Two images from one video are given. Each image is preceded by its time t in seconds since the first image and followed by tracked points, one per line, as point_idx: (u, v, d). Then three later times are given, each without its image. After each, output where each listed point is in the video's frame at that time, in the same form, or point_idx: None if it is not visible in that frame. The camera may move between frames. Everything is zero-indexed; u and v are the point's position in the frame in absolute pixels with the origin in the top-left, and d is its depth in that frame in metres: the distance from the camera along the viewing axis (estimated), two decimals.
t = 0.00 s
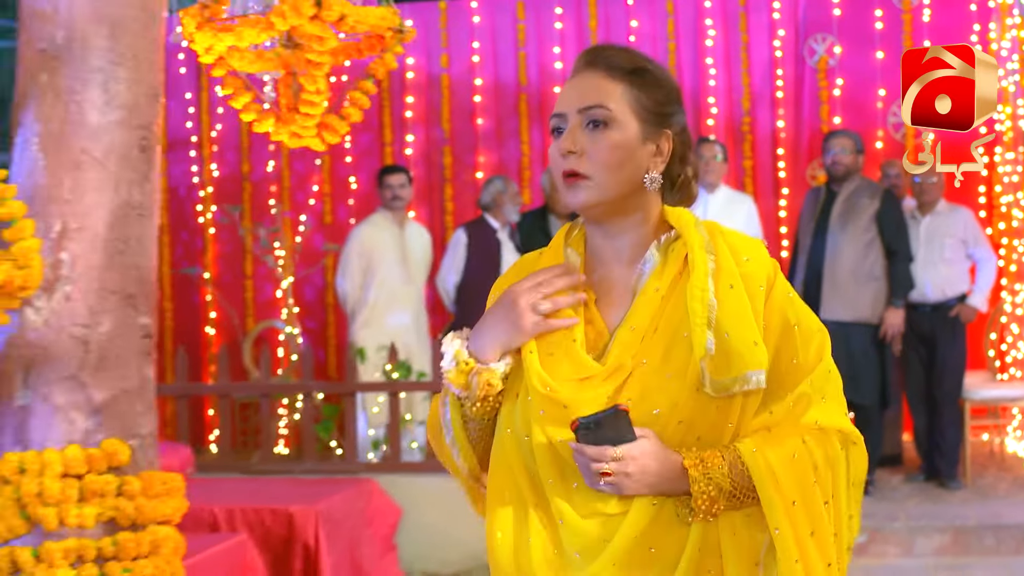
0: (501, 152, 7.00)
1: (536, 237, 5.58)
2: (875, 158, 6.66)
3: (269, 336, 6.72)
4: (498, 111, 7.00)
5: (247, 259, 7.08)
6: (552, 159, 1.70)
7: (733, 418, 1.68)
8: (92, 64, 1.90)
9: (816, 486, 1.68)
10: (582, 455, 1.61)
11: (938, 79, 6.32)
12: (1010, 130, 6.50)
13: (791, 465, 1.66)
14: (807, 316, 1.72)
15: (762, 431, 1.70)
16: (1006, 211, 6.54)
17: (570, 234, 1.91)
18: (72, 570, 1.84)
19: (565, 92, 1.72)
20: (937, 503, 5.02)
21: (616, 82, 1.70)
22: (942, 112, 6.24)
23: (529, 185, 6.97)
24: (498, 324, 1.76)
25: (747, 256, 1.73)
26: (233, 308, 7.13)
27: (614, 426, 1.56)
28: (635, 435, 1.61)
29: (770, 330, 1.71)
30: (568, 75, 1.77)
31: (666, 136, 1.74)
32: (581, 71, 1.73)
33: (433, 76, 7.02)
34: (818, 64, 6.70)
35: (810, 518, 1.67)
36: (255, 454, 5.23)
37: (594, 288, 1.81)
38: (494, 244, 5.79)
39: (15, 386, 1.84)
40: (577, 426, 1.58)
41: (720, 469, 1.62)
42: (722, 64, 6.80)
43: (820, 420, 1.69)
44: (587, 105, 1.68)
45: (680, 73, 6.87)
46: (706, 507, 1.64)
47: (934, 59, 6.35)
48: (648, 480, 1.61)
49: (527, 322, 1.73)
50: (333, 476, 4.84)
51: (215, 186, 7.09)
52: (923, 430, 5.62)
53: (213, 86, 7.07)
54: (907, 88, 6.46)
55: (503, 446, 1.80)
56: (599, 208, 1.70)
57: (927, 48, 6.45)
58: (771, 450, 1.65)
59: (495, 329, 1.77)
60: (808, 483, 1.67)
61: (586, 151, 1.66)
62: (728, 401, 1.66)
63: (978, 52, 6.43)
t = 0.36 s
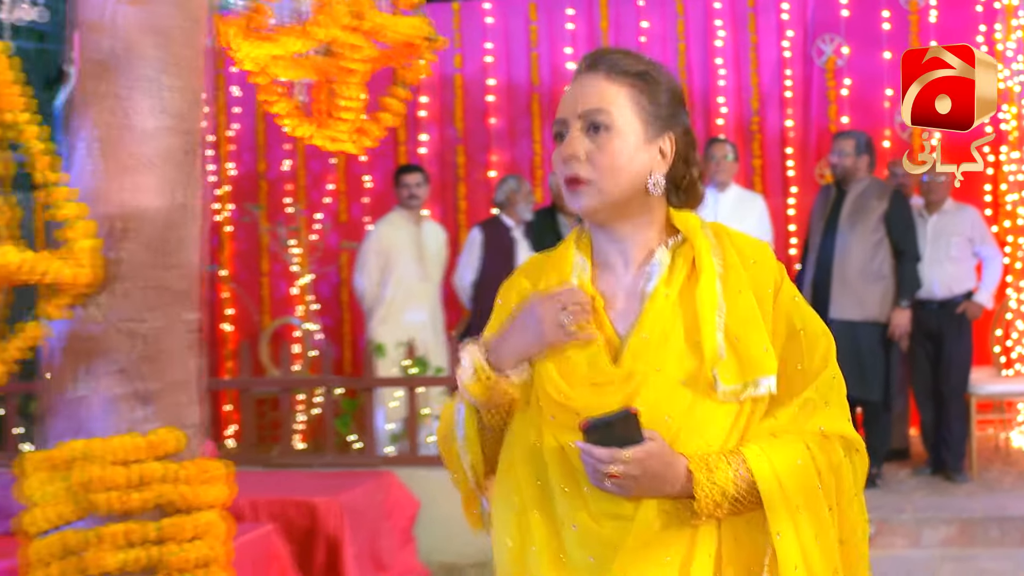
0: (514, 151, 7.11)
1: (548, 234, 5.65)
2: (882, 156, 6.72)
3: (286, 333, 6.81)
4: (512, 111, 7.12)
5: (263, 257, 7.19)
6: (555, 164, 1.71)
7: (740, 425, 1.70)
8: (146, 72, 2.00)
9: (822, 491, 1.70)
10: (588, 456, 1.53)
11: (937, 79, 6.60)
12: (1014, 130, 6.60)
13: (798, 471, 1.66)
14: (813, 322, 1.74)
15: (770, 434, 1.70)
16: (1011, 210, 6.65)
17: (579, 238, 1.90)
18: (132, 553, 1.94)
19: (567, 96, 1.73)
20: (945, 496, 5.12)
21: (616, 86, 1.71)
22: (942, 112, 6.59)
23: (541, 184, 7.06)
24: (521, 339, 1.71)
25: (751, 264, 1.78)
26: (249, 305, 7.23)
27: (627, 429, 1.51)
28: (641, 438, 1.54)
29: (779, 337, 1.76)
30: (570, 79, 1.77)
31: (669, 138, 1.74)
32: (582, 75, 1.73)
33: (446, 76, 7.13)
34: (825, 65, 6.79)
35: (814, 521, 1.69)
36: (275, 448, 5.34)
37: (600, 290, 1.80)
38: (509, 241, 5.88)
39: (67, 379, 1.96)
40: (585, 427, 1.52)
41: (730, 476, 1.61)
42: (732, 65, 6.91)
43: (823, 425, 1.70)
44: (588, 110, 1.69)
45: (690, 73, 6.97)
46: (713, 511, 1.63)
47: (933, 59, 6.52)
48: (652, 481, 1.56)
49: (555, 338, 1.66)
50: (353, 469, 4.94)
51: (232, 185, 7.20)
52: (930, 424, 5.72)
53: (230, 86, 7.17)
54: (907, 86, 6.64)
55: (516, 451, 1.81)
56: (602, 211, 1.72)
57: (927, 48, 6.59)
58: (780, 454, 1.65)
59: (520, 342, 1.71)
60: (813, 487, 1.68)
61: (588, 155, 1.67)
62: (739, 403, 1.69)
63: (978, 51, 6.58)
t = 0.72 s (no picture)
0: (530, 152, 7.22)
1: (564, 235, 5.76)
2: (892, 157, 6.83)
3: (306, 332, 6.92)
4: (526, 112, 7.21)
5: (283, 257, 7.29)
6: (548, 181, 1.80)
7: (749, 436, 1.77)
8: (191, 82, 2.11)
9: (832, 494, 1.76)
10: (608, 465, 1.66)
11: (938, 79, 6.63)
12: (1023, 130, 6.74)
13: (806, 474, 1.73)
14: (815, 334, 1.80)
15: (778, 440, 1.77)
16: (1019, 209, 6.76)
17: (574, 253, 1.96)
18: (177, 537, 2.06)
19: (559, 115, 1.82)
20: (954, 489, 5.23)
21: (606, 103, 1.80)
22: (942, 112, 6.58)
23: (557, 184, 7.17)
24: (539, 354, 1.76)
25: (746, 270, 1.81)
26: (269, 304, 7.34)
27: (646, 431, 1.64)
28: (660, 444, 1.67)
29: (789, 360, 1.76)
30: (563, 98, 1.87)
31: (662, 151, 1.83)
32: (573, 95, 1.83)
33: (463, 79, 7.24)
34: (836, 66, 6.89)
35: (822, 528, 1.76)
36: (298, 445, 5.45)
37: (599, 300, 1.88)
38: (526, 241, 6.00)
39: (123, 371, 2.09)
40: (607, 432, 1.65)
41: (746, 478, 1.71)
42: (744, 67, 7.01)
43: (831, 432, 1.77)
44: (579, 128, 1.78)
45: (702, 75, 7.08)
46: (730, 516, 1.72)
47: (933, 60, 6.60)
48: (671, 485, 1.67)
49: (572, 352, 1.74)
50: (375, 464, 5.05)
51: (252, 186, 7.30)
52: (940, 419, 5.83)
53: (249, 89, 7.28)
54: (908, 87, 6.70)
55: (523, 463, 1.86)
56: (595, 226, 1.80)
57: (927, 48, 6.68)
58: (791, 462, 1.73)
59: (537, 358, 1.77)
60: (820, 491, 1.75)
61: (579, 171, 1.76)
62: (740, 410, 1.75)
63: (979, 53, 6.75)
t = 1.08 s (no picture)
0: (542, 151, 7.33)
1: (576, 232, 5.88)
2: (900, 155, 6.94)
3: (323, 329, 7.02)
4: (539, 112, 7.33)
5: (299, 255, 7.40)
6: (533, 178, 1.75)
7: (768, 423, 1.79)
8: (234, 90, 2.18)
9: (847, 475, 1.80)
10: (647, 463, 1.62)
11: (939, 79, 6.91)
12: None
13: (823, 456, 1.76)
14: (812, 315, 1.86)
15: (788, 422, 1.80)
16: None
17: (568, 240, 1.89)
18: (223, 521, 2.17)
19: (542, 110, 1.78)
20: (961, 481, 5.33)
21: (588, 95, 1.75)
22: (942, 112, 6.84)
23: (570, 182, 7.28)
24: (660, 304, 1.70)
25: (745, 260, 1.84)
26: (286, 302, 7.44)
27: (685, 428, 1.59)
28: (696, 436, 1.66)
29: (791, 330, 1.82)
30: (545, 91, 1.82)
31: (646, 141, 1.78)
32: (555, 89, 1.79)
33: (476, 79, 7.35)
34: (844, 66, 7.00)
35: (847, 513, 1.81)
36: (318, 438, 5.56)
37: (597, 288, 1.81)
38: (541, 238, 6.10)
39: (170, 364, 2.16)
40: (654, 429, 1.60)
41: (768, 464, 1.73)
42: (753, 67, 7.11)
43: (842, 411, 1.81)
44: (561, 121, 1.74)
45: (712, 75, 7.18)
46: (756, 501, 1.73)
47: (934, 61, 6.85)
48: (706, 477, 1.67)
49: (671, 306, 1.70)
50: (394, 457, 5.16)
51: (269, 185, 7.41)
52: (947, 412, 5.93)
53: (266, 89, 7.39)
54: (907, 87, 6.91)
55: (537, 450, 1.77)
56: (582, 219, 1.75)
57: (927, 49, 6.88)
58: (806, 441, 1.76)
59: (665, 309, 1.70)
60: (838, 472, 1.78)
61: (562, 165, 1.72)
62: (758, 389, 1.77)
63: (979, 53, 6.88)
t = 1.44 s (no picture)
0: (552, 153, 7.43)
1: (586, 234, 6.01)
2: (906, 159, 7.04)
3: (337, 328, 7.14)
4: (549, 115, 7.43)
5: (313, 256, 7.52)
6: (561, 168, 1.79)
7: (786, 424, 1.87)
8: (271, 99, 2.32)
9: (862, 471, 1.90)
10: (690, 452, 1.69)
11: (938, 79, 6.81)
12: None
13: (844, 454, 1.88)
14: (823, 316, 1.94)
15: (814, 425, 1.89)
16: None
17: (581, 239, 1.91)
18: (263, 510, 2.29)
19: (570, 102, 1.82)
20: (965, 477, 5.43)
21: (623, 91, 1.80)
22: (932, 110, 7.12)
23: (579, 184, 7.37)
24: (654, 306, 1.77)
25: (750, 258, 1.89)
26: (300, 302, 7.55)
27: (727, 416, 1.67)
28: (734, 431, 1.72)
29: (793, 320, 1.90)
30: (571, 84, 1.86)
31: (672, 142, 1.83)
32: (586, 80, 1.83)
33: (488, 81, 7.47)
34: (851, 69, 7.10)
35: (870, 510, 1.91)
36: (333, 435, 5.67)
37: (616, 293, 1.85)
38: (554, 239, 6.22)
39: (213, 360, 2.31)
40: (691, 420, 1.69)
41: (800, 464, 1.82)
42: (761, 71, 7.22)
43: (857, 412, 1.93)
44: (594, 113, 1.78)
45: (720, 77, 7.28)
46: (789, 497, 1.81)
47: (934, 60, 6.81)
48: (741, 472, 1.74)
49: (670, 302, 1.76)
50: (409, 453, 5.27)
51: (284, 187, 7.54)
52: (953, 410, 6.03)
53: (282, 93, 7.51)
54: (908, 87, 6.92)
55: (565, 451, 1.82)
56: (607, 214, 1.79)
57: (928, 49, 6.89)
58: (829, 440, 1.87)
59: (657, 307, 1.76)
60: (855, 466, 1.89)
61: (593, 156, 1.76)
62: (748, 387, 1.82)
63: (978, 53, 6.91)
